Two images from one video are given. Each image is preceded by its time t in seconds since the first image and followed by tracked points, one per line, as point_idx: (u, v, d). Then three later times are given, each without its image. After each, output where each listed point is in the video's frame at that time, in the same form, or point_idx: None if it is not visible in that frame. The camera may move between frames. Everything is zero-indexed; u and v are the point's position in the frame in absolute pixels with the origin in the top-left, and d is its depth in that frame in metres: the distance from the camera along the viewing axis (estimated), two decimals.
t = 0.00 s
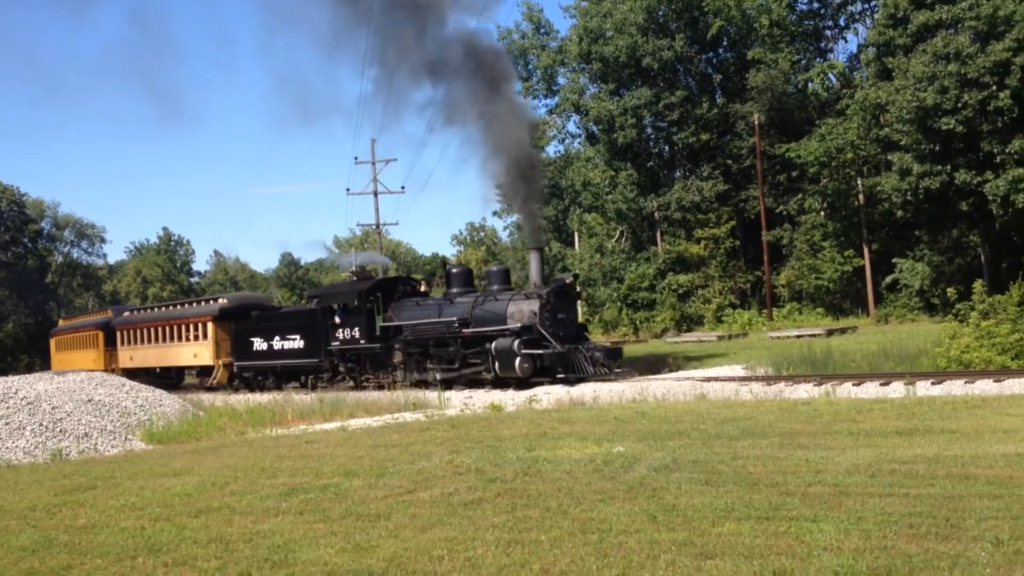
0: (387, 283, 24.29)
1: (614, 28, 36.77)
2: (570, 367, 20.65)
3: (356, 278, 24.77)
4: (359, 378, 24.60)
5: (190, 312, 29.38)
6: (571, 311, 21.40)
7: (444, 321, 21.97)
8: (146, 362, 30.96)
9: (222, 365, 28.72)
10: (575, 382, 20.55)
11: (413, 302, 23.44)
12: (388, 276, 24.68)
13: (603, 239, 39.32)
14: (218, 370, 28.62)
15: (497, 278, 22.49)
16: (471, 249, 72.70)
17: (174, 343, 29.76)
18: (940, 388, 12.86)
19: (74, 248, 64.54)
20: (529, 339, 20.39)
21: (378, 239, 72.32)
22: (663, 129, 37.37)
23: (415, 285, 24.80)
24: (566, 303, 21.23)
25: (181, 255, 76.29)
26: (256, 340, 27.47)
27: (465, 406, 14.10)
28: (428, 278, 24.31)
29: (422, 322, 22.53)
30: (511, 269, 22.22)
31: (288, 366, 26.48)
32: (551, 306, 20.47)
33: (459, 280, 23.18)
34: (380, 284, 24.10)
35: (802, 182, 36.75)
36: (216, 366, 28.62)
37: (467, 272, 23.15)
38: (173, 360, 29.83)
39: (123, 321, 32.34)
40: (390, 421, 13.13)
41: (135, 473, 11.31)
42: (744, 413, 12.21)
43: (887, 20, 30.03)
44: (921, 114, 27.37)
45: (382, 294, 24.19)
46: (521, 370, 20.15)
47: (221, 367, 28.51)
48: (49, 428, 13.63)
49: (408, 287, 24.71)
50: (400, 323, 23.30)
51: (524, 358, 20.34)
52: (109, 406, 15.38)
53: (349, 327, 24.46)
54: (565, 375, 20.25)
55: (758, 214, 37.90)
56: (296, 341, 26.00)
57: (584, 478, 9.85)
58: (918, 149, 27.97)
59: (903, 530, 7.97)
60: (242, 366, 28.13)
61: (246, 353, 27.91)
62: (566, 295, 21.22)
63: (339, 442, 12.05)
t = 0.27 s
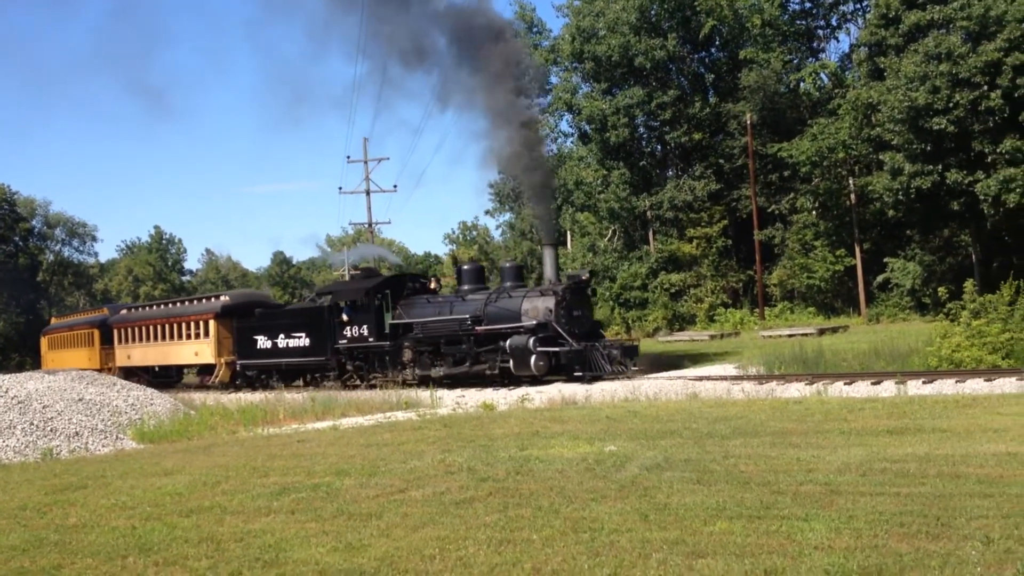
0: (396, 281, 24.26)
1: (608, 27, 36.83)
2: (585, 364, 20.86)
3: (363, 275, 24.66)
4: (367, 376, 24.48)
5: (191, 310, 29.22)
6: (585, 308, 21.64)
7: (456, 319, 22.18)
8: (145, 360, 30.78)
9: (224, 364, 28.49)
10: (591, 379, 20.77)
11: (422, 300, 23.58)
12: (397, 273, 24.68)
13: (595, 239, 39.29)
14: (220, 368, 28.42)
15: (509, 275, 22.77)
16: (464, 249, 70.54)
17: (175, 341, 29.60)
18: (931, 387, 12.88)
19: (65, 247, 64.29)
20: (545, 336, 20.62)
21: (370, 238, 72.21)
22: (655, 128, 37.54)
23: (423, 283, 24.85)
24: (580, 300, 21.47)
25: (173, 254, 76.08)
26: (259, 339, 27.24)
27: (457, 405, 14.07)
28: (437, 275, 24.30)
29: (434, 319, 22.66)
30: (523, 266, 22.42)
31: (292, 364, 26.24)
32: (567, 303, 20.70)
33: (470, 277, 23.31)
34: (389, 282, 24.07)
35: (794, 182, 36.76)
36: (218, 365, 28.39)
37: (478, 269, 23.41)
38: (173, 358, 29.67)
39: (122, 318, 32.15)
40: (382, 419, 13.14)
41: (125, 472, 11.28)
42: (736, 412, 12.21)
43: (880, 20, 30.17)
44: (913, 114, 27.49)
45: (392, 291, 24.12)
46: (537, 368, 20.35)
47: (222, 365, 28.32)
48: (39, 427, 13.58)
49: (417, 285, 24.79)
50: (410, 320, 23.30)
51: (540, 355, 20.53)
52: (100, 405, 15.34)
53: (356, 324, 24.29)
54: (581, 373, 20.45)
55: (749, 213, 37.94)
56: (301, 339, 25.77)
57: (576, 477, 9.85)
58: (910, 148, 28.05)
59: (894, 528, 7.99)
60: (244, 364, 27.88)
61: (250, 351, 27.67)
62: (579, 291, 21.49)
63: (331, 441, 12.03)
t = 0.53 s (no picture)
0: (404, 278, 23.93)
1: (598, 27, 36.91)
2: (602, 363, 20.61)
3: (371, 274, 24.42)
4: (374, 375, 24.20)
5: (191, 309, 29.14)
6: (600, 306, 21.38)
7: (468, 318, 21.92)
8: (143, 360, 30.70)
9: (225, 364, 28.38)
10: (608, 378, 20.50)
11: (430, 298, 23.30)
12: (405, 271, 24.37)
13: (585, 239, 39.08)
14: (221, 368, 28.32)
15: (523, 272, 22.51)
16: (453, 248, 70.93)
17: (174, 340, 29.53)
18: (921, 387, 12.91)
19: (54, 247, 64.09)
20: (560, 335, 20.42)
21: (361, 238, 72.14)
22: (646, 128, 37.58)
23: (432, 280, 24.45)
24: (596, 298, 21.21)
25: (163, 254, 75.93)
26: (263, 338, 27.12)
27: (448, 404, 14.11)
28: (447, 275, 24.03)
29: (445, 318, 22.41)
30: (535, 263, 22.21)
31: (296, 364, 26.06)
32: (583, 301, 20.45)
33: (481, 275, 23.07)
34: (398, 280, 23.75)
35: (783, 182, 36.97)
36: (218, 365, 28.24)
37: (490, 267, 23.14)
38: (172, 358, 29.61)
39: (119, 318, 32.07)
40: (373, 419, 13.14)
41: (115, 473, 11.26)
42: (727, 411, 12.22)
43: (870, 20, 30.15)
44: (902, 115, 27.43)
45: (400, 289, 23.84)
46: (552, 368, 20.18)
47: (224, 365, 28.22)
48: (29, 428, 13.53)
49: (426, 282, 24.41)
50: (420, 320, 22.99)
51: (555, 354, 20.34)
52: (90, 405, 15.30)
53: (365, 324, 24.09)
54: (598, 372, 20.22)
55: (740, 213, 38.11)
56: (306, 337, 25.65)
57: (567, 477, 9.85)
58: (899, 148, 28.03)
59: (883, 528, 8.02)
60: (246, 364, 27.68)
61: (252, 351, 27.49)
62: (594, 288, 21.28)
63: (322, 441, 12.02)
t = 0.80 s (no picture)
0: (409, 276, 23.61)
1: (587, 29, 36.87)
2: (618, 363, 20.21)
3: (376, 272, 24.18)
4: (381, 375, 24.12)
5: (187, 309, 29.03)
6: (614, 305, 21.03)
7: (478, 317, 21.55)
8: (137, 360, 30.55)
9: (223, 364, 28.27)
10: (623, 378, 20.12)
11: (437, 297, 22.93)
12: (410, 269, 24.02)
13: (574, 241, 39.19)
14: (220, 368, 28.20)
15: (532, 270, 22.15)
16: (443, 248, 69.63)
17: (170, 340, 29.42)
18: (906, 388, 12.96)
19: (41, 247, 63.78)
20: (573, 334, 20.06)
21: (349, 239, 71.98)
22: (634, 129, 37.62)
23: (438, 278, 24.21)
24: (609, 297, 20.87)
25: (149, 254, 75.67)
26: (264, 338, 27.02)
27: (435, 405, 14.13)
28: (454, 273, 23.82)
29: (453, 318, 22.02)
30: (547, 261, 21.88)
31: (299, 363, 25.92)
32: (597, 300, 20.10)
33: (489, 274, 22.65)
34: (403, 278, 23.45)
35: (771, 183, 37.03)
36: (217, 365, 28.14)
37: (497, 266, 22.76)
38: (167, 357, 29.50)
39: (112, 318, 31.90)
40: (360, 420, 13.10)
41: (101, 475, 11.22)
42: (715, 412, 12.23)
43: (857, 22, 30.29)
44: (889, 117, 27.57)
45: (406, 288, 23.54)
46: (566, 367, 19.79)
47: (222, 365, 28.08)
48: (14, 429, 13.46)
49: (432, 281, 24.06)
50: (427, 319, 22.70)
51: (568, 354, 19.99)
52: (76, 406, 15.25)
53: (370, 323, 23.92)
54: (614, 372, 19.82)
55: (728, 214, 38.23)
56: (309, 337, 25.49)
57: (555, 478, 9.85)
58: (886, 150, 28.10)
59: (870, 529, 8.05)
60: (246, 364, 27.63)
61: (253, 351, 27.39)
62: (609, 287, 20.90)
63: (309, 442, 11.99)
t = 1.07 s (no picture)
0: (409, 275, 23.44)
1: (568, 29, 36.83)
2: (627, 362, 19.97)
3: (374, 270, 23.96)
4: (379, 376, 23.71)
5: (176, 308, 28.77)
6: (620, 305, 20.94)
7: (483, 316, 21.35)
8: (123, 360, 30.25)
9: (215, 365, 28.05)
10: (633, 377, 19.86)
11: (439, 295, 22.72)
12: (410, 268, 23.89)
13: (554, 241, 39.49)
14: (211, 368, 27.95)
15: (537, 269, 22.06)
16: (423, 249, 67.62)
17: (158, 340, 29.16)
18: (884, 388, 13.03)
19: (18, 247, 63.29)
20: (581, 333, 19.92)
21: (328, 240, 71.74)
22: (615, 130, 37.70)
23: (438, 277, 24.07)
24: (615, 296, 20.81)
25: (127, 255, 75.21)
26: (259, 337, 26.75)
27: (416, 405, 14.12)
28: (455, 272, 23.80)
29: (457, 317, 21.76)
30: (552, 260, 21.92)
31: (294, 363, 25.64)
32: (603, 298, 20.08)
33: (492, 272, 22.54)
34: (403, 276, 23.29)
35: (751, 184, 37.19)
36: (208, 365, 27.90)
37: (500, 264, 22.66)
38: (155, 358, 29.23)
39: (97, 317, 31.57)
40: (341, 421, 13.08)
41: (78, 475, 11.15)
42: (694, 412, 12.27)
43: (836, 24, 30.45)
44: (868, 118, 27.68)
45: (406, 286, 23.35)
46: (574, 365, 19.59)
47: (213, 365, 27.83)
48: None
49: (430, 280, 23.95)
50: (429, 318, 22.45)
51: (576, 353, 19.86)
52: (52, 407, 15.13)
53: (369, 321, 23.65)
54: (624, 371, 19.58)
55: (708, 215, 38.11)
56: (305, 336, 25.24)
57: (535, 478, 9.86)
58: (864, 151, 28.26)
59: (848, 527, 8.10)
60: (240, 364, 27.34)
61: (247, 350, 27.09)
62: (615, 285, 20.82)
63: (289, 443, 11.96)
